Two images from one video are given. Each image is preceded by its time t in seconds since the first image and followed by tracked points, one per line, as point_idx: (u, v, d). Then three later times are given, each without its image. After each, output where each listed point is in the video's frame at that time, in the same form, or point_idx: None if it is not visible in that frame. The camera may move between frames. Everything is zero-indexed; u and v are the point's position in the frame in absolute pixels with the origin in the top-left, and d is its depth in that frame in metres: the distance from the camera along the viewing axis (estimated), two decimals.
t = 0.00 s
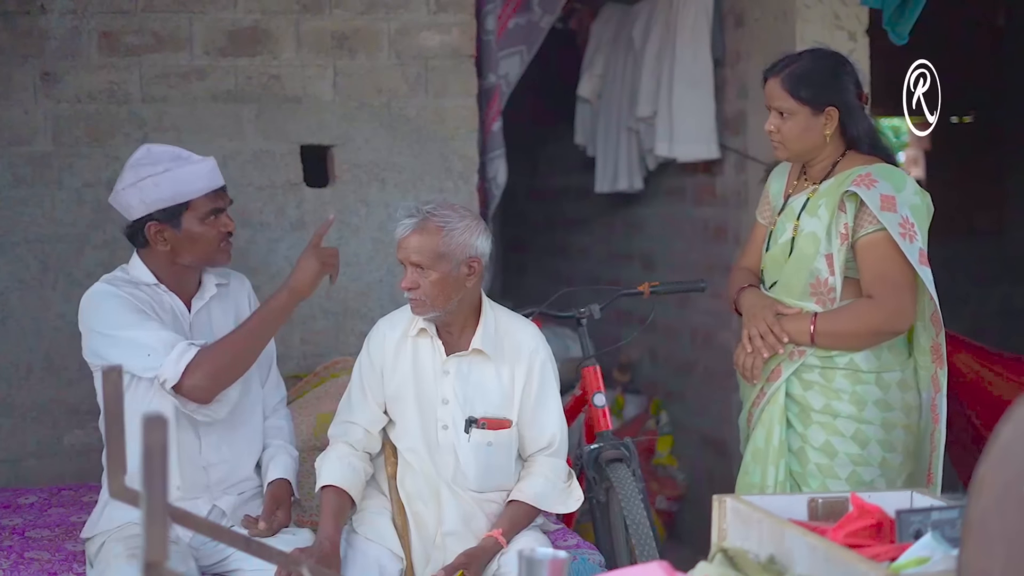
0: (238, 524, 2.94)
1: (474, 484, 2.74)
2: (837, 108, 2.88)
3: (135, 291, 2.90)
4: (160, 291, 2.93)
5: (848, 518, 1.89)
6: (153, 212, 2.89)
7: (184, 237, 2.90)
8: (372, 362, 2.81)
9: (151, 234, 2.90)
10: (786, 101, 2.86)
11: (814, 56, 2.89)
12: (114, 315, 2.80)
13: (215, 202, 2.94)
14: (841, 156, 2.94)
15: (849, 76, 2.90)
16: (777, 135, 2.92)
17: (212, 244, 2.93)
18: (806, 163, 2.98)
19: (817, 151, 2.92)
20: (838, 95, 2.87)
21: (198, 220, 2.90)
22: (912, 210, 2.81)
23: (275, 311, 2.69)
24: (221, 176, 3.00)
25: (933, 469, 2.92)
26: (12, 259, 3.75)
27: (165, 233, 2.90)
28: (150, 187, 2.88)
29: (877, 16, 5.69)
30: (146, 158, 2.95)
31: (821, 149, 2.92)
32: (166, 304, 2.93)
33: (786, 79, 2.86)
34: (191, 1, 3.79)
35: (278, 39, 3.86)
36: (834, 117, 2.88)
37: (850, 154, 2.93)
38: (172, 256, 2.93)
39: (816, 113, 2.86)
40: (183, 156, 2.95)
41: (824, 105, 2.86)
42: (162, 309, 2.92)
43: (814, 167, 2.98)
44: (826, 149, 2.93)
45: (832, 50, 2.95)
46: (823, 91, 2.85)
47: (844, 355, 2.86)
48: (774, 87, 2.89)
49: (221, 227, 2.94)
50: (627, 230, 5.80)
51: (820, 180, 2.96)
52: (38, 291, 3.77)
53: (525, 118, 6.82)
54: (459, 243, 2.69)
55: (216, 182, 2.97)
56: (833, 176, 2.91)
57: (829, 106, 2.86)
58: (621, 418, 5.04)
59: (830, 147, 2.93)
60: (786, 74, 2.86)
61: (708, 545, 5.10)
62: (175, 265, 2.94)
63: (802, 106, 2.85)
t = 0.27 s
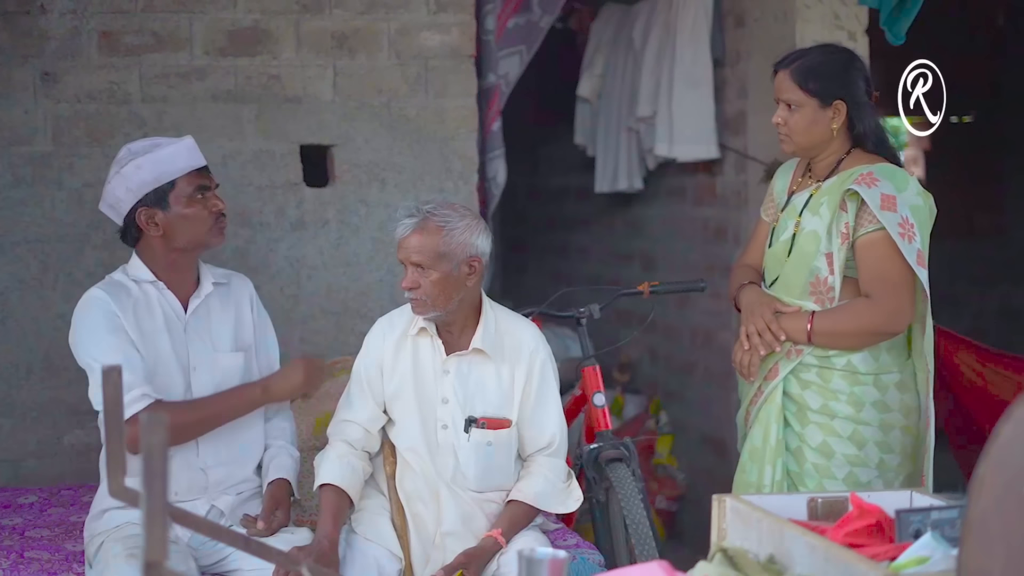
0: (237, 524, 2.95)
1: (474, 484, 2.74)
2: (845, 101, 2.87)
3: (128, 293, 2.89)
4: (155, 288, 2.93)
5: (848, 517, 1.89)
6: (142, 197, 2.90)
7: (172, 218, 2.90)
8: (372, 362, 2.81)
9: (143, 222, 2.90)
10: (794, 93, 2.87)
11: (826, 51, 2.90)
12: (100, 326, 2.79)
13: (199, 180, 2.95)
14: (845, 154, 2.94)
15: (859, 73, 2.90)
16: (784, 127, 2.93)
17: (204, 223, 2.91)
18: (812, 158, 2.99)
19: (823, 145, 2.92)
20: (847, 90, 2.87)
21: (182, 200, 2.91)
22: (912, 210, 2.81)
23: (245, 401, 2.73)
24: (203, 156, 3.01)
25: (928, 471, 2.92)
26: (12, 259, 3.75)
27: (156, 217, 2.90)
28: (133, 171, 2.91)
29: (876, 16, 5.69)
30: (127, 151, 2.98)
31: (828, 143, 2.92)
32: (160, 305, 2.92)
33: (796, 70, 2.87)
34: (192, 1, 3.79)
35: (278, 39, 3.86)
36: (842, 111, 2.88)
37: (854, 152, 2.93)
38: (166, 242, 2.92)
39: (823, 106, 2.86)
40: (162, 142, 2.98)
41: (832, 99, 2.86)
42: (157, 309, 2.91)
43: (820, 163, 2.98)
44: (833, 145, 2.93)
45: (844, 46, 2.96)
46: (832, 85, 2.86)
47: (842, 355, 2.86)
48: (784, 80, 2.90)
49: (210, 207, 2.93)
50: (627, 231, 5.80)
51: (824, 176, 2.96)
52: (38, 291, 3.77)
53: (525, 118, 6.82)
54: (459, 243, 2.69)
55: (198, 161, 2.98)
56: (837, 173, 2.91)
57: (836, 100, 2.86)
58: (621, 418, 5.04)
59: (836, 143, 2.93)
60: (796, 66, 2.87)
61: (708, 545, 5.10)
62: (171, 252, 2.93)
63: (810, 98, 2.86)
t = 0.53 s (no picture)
0: (237, 525, 2.95)
1: (474, 484, 2.74)
2: (847, 100, 2.88)
3: (123, 297, 2.90)
4: (153, 292, 2.93)
5: (848, 517, 1.89)
6: (146, 199, 2.91)
7: (176, 222, 2.91)
8: (373, 361, 2.81)
9: (146, 224, 2.91)
10: (797, 90, 2.87)
11: (829, 49, 2.90)
12: (93, 334, 2.80)
13: (203, 184, 2.96)
14: (846, 153, 2.94)
15: (862, 71, 2.90)
16: (786, 124, 2.93)
17: (206, 227, 2.93)
18: (811, 157, 2.98)
19: (823, 143, 2.92)
20: (849, 89, 2.87)
21: (186, 204, 2.92)
22: (910, 210, 2.81)
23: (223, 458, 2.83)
24: (207, 160, 3.02)
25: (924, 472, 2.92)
26: (12, 260, 3.75)
27: (160, 220, 2.91)
28: (139, 173, 2.90)
29: (876, 16, 5.69)
30: (130, 152, 2.97)
31: (829, 141, 2.92)
32: (158, 310, 2.93)
33: (799, 67, 2.88)
34: (192, 1, 3.79)
35: (278, 39, 3.86)
36: (843, 109, 2.88)
37: (854, 152, 2.93)
38: (168, 245, 2.92)
39: (825, 103, 2.86)
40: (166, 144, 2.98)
41: (833, 96, 2.86)
42: (153, 314, 2.92)
43: (819, 162, 2.98)
44: (833, 143, 2.93)
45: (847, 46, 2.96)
46: (834, 82, 2.86)
47: (839, 355, 2.86)
48: (786, 77, 2.90)
49: (213, 211, 2.94)
50: (627, 231, 5.80)
51: (823, 176, 2.96)
52: (38, 291, 3.77)
53: (525, 118, 6.82)
54: (461, 243, 2.69)
55: (203, 164, 2.99)
56: (836, 172, 2.91)
57: (839, 98, 2.87)
58: (621, 418, 5.04)
59: (837, 143, 2.93)
60: (799, 63, 2.88)
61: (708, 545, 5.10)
62: (173, 255, 2.93)
63: (813, 95, 2.86)
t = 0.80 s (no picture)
0: (237, 525, 2.95)
1: (475, 484, 2.74)
2: (843, 99, 2.88)
3: (122, 298, 2.90)
4: (151, 293, 2.94)
5: (848, 517, 1.89)
6: (147, 202, 2.90)
7: (176, 227, 2.90)
8: (372, 361, 2.82)
9: (145, 225, 2.91)
10: (794, 88, 2.87)
11: (826, 48, 2.90)
12: (91, 335, 2.80)
13: (206, 190, 2.94)
14: (842, 152, 2.94)
15: (859, 70, 2.90)
16: (783, 123, 2.93)
17: (205, 235, 2.92)
18: (808, 156, 2.99)
19: (819, 143, 2.92)
20: (846, 87, 2.87)
21: (188, 209, 2.91)
22: (907, 209, 2.81)
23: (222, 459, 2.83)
24: (212, 165, 3.00)
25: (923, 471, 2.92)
26: (12, 260, 3.75)
27: (159, 224, 2.90)
28: (142, 175, 2.90)
29: (876, 16, 5.69)
30: (136, 152, 2.96)
31: (826, 139, 2.92)
32: (157, 311, 2.93)
33: (796, 66, 2.88)
34: (192, 1, 3.79)
35: (278, 39, 3.86)
36: (839, 108, 2.88)
37: (851, 151, 2.93)
38: (167, 249, 2.92)
39: (822, 101, 2.87)
40: (172, 147, 2.97)
41: (830, 95, 2.86)
42: (152, 315, 2.92)
43: (815, 162, 2.98)
44: (830, 142, 2.93)
45: (845, 46, 2.97)
46: (831, 81, 2.86)
47: (837, 355, 2.86)
48: (784, 75, 2.90)
49: (212, 217, 2.94)
50: (627, 230, 5.80)
51: (820, 176, 2.96)
52: (38, 291, 3.77)
53: (525, 118, 6.82)
54: (460, 243, 2.69)
55: (207, 169, 2.98)
56: (832, 172, 2.91)
57: (835, 98, 2.87)
58: (621, 418, 5.04)
59: (832, 142, 2.94)
60: (796, 61, 2.88)
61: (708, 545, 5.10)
62: (170, 259, 2.93)
63: (809, 94, 2.86)
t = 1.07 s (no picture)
0: (236, 525, 2.95)
1: (475, 485, 2.74)
2: (843, 99, 2.88)
3: (122, 299, 2.90)
4: (152, 296, 2.93)
5: (848, 517, 1.89)
6: (152, 213, 2.88)
7: (180, 243, 2.88)
8: (372, 362, 2.81)
9: (149, 234, 2.89)
10: (794, 86, 2.87)
11: (827, 47, 2.90)
12: (91, 335, 2.80)
13: (216, 213, 2.91)
14: (843, 151, 2.94)
15: (860, 69, 2.90)
16: (783, 121, 2.93)
17: (205, 252, 2.89)
18: (808, 155, 2.98)
19: (820, 141, 2.92)
20: (847, 86, 2.87)
21: (195, 227, 2.88)
22: (906, 210, 2.81)
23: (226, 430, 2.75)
24: (226, 188, 2.97)
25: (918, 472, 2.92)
26: (12, 260, 3.75)
27: (162, 234, 2.89)
28: (153, 188, 2.88)
29: (876, 16, 5.69)
30: (157, 159, 2.94)
31: (826, 138, 2.92)
32: (158, 313, 2.93)
33: (796, 65, 2.88)
34: (192, 1, 3.79)
35: (278, 39, 3.86)
36: (840, 106, 2.88)
37: (851, 150, 2.93)
38: (166, 259, 2.92)
39: (822, 99, 2.86)
40: (193, 162, 2.95)
41: (831, 93, 2.86)
42: (152, 316, 2.92)
43: (816, 161, 2.98)
44: (831, 140, 2.93)
45: (846, 45, 2.96)
46: (832, 80, 2.86)
47: (834, 355, 2.86)
48: (784, 74, 2.90)
49: (218, 238, 2.91)
50: (627, 231, 5.80)
51: (820, 175, 2.96)
52: (38, 291, 3.77)
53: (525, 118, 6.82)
54: (460, 243, 2.69)
55: (221, 193, 2.95)
56: (832, 172, 2.90)
57: (835, 97, 2.87)
58: (621, 418, 5.04)
59: (833, 141, 2.94)
60: (796, 60, 2.88)
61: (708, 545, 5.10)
62: (169, 269, 2.93)
63: (809, 92, 2.86)
